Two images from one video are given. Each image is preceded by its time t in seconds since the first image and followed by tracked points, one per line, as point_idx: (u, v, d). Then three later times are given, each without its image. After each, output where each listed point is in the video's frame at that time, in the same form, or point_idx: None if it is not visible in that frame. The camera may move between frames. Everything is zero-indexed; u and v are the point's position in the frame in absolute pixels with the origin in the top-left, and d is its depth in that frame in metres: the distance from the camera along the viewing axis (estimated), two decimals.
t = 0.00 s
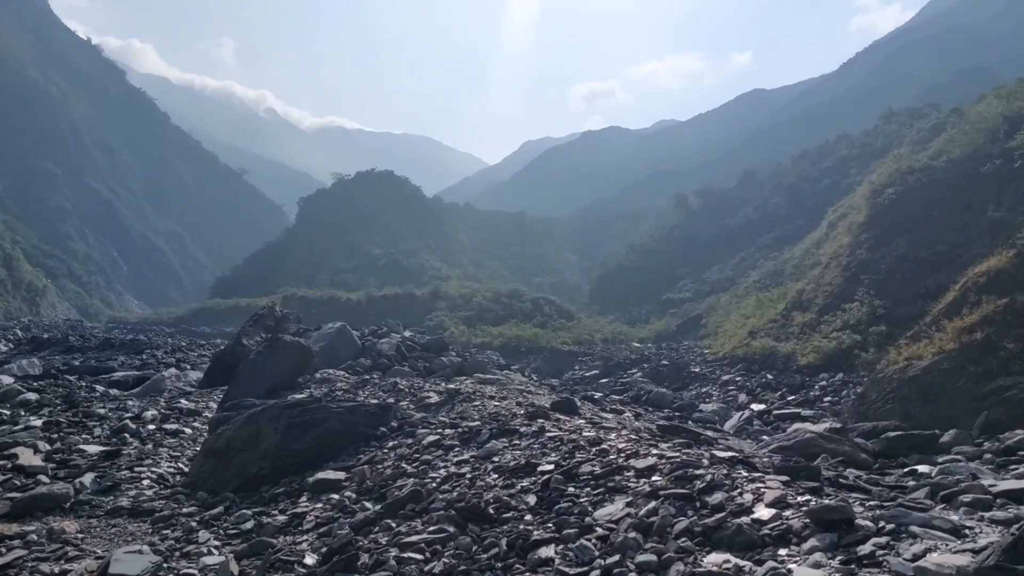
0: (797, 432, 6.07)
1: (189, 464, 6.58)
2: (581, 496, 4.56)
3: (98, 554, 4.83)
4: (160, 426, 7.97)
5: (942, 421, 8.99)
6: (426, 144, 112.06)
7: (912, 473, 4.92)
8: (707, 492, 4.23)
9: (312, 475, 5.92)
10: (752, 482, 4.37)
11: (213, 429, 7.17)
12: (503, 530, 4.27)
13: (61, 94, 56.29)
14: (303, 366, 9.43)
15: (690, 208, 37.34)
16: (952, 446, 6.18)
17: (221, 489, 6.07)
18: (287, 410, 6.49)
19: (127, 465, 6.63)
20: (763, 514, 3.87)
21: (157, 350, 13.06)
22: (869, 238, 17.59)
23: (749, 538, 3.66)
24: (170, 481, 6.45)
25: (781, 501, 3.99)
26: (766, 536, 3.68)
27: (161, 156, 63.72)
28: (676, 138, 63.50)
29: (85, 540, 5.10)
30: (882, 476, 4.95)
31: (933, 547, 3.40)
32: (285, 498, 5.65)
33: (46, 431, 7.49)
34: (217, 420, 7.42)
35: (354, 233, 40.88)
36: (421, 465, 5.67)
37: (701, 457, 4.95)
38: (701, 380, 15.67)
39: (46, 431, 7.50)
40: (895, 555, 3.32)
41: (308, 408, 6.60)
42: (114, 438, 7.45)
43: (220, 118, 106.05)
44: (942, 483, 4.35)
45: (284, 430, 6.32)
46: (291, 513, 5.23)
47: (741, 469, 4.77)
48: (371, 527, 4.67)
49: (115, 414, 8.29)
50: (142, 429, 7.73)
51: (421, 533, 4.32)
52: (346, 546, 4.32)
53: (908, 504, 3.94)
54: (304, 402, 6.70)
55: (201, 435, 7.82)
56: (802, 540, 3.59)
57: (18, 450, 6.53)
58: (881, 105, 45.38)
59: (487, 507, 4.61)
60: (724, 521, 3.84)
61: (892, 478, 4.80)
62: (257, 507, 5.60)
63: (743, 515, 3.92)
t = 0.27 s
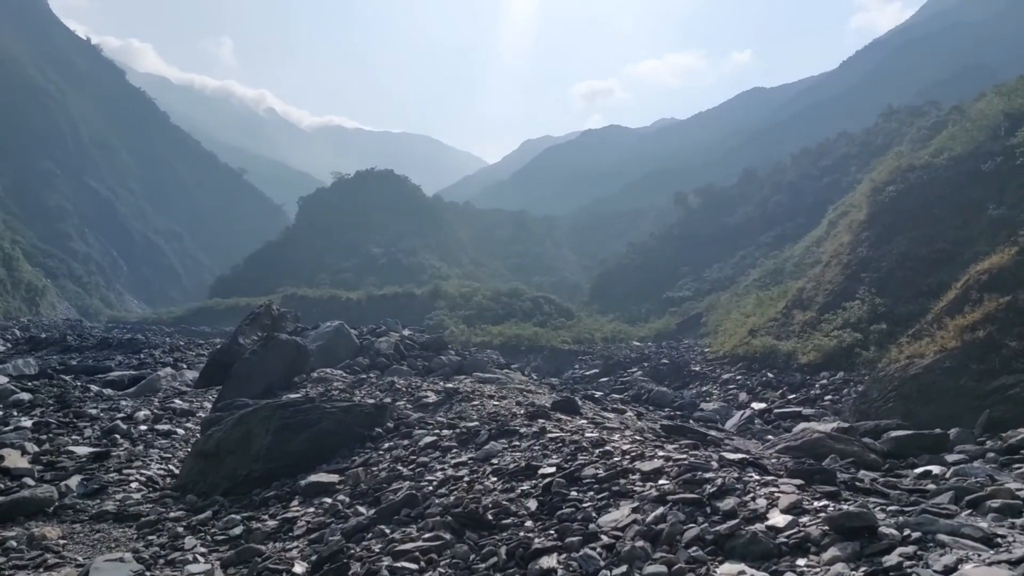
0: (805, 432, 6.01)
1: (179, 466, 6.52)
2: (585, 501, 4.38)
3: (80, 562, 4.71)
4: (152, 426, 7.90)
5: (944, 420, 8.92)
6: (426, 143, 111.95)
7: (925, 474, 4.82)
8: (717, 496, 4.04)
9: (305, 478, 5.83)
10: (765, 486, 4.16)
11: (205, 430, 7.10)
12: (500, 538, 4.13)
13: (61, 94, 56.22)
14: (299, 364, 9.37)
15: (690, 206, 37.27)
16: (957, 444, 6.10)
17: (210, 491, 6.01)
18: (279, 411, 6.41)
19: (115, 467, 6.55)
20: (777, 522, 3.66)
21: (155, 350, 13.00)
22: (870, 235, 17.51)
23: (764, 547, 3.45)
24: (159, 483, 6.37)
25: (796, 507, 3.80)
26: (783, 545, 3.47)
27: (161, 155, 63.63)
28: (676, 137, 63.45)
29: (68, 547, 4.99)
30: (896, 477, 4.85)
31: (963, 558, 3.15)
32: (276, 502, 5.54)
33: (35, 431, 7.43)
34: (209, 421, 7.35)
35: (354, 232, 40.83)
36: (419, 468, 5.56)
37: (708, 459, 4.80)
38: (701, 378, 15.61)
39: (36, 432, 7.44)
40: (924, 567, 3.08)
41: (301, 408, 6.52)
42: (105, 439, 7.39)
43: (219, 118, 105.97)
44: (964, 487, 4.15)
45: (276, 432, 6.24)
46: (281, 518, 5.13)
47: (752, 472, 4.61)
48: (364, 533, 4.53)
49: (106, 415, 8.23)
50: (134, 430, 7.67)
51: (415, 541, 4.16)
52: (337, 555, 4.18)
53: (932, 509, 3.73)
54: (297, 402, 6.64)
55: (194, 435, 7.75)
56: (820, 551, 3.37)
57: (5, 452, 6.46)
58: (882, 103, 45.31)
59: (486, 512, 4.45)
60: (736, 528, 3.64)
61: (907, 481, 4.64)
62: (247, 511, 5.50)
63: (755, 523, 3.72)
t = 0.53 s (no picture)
0: (809, 433, 5.99)
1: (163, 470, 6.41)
2: (589, 509, 4.15)
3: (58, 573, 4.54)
4: (138, 428, 7.80)
5: (938, 418, 8.92)
6: (419, 142, 111.70)
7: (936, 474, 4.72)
8: (730, 504, 3.82)
9: (293, 483, 5.66)
10: (781, 492, 3.97)
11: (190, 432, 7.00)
12: (499, 548, 3.93)
13: (51, 92, 55.83)
14: (289, 364, 9.29)
15: (683, 205, 37.29)
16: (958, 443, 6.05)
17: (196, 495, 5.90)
18: (267, 412, 6.29)
19: (98, 470, 6.45)
20: (798, 532, 3.44)
21: (144, 349, 12.88)
22: (863, 234, 17.51)
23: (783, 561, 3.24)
24: (142, 487, 6.27)
25: (815, 515, 3.60)
26: (804, 557, 3.26)
27: (152, 153, 63.27)
28: (669, 137, 63.51)
29: (45, 557, 4.84)
30: (910, 479, 4.70)
31: (1000, 573, 2.91)
32: (264, 507, 5.40)
33: (17, 433, 7.33)
34: (196, 423, 7.24)
35: (347, 231, 40.68)
36: (415, 474, 5.37)
37: (718, 464, 4.57)
38: (694, 377, 15.59)
39: (18, 434, 7.34)
40: None
41: (291, 409, 6.40)
42: (88, 441, 7.29)
43: (211, 116, 105.44)
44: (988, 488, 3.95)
45: (264, 434, 6.12)
46: (269, 527, 4.93)
47: (764, 476, 4.41)
48: (356, 544, 4.35)
49: (91, 417, 8.13)
50: (119, 432, 7.57)
51: (410, 552, 3.94)
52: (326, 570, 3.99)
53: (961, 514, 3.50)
54: (285, 404, 6.50)
55: (180, 437, 7.64)
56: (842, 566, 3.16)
57: None
58: (874, 103, 45.46)
59: (485, 522, 4.21)
60: (752, 540, 3.42)
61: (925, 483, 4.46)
62: (234, 519, 5.33)
63: (772, 532, 3.52)
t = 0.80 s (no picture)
0: (810, 437, 5.94)
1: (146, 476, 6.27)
2: (594, 522, 3.95)
3: None
4: (122, 431, 7.69)
5: (928, 419, 8.92)
6: (410, 141, 111.46)
7: (943, 482, 4.61)
8: (741, 518, 3.55)
9: (281, 492, 5.46)
10: (795, 506, 3.70)
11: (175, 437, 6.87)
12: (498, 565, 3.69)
13: (38, 88, 55.33)
14: (277, 365, 9.18)
15: (674, 205, 37.36)
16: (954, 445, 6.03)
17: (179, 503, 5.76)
18: (255, 417, 6.11)
19: (78, 477, 6.33)
20: (817, 549, 3.18)
21: (131, 349, 12.75)
22: (853, 234, 17.54)
23: None
24: (124, 494, 6.14)
25: (835, 531, 3.32)
26: None
27: (141, 150, 62.81)
28: (659, 137, 63.63)
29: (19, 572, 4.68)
30: (923, 490, 4.51)
31: None
32: (250, 518, 5.18)
33: None
34: (180, 427, 7.11)
35: (337, 229, 40.52)
36: (409, 484, 5.19)
37: (726, 473, 4.37)
38: (685, 377, 15.59)
39: None
40: None
41: (280, 414, 6.22)
42: (70, 446, 7.18)
43: (200, 114, 104.81)
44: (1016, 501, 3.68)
45: (251, 440, 5.93)
46: (255, 538, 4.72)
47: (775, 488, 4.12)
48: (347, 558, 4.12)
49: (73, 419, 8.01)
50: (102, 436, 7.45)
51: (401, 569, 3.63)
52: None
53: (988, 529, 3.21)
54: (273, 408, 6.32)
55: (164, 441, 7.52)
56: None
57: None
58: (862, 104, 45.73)
59: (484, 537, 3.96)
60: (768, 559, 3.14)
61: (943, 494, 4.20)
62: (218, 530, 5.12)
63: (789, 551, 3.24)
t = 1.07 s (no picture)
0: (808, 437, 5.92)
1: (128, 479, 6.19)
2: (590, 530, 3.78)
3: None
4: (106, 432, 7.60)
5: (918, 418, 8.97)
6: (403, 139, 111.17)
7: (946, 486, 4.55)
8: (741, 529, 3.47)
9: (266, 498, 5.37)
10: (799, 514, 3.62)
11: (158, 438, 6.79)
12: None
13: (27, 84, 54.86)
14: (265, 364, 9.12)
15: (666, 204, 37.39)
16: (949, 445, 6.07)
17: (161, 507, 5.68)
18: (238, 419, 6.04)
19: (58, 480, 6.25)
20: (824, 560, 3.08)
21: (120, 346, 12.64)
22: (845, 233, 17.57)
23: None
24: (105, 497, 6.05)
25: (841, 541, 3.22)
26: None
27: (131, 147, 62.36)
28: (653, 136, 63.67)
29: None
30: (924, 494, 4.48)
31: None
32: (232, 524, 5.11)
33: None
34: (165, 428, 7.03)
35: (330, 227, 40.37)
36: (398, 488, 5.05)
37: (727, 479, 4.24)
38: (677, 375, 15.60)
39: None
40: None
41: (266, 415, 6.16)
42: (52, 447, 7.09)
43: (191, 112, 104.20)
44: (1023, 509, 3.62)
45: (235, 442, 5.87)
46: (237, 546, 4.64)
47: (778, 494, 4.03)
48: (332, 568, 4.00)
49: (55, 420, 7.91)
50: (84, 437, 7.35)
51: None
52: None
53: (1001, 539, 3.13)
54: (258, 410, 6.22)
55: (148, 442, 7.43)
56: None
57: None
58: (855, 104, 45.88)
59: (475, 546, 3.80)
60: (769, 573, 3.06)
61: (944, 500, 4.15)
62: (199, 537, 5.06)
63: (796, 562, 3.15)
